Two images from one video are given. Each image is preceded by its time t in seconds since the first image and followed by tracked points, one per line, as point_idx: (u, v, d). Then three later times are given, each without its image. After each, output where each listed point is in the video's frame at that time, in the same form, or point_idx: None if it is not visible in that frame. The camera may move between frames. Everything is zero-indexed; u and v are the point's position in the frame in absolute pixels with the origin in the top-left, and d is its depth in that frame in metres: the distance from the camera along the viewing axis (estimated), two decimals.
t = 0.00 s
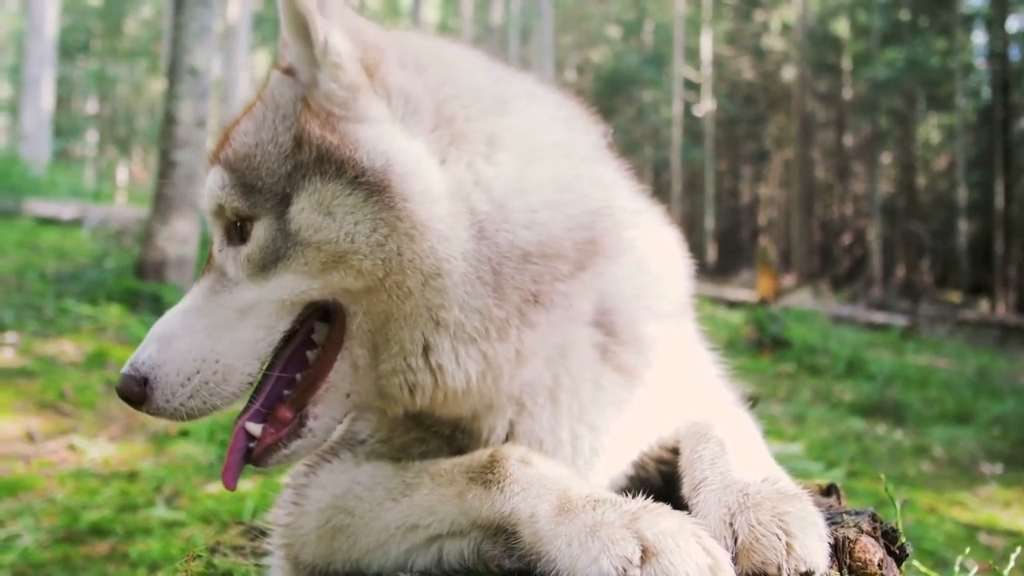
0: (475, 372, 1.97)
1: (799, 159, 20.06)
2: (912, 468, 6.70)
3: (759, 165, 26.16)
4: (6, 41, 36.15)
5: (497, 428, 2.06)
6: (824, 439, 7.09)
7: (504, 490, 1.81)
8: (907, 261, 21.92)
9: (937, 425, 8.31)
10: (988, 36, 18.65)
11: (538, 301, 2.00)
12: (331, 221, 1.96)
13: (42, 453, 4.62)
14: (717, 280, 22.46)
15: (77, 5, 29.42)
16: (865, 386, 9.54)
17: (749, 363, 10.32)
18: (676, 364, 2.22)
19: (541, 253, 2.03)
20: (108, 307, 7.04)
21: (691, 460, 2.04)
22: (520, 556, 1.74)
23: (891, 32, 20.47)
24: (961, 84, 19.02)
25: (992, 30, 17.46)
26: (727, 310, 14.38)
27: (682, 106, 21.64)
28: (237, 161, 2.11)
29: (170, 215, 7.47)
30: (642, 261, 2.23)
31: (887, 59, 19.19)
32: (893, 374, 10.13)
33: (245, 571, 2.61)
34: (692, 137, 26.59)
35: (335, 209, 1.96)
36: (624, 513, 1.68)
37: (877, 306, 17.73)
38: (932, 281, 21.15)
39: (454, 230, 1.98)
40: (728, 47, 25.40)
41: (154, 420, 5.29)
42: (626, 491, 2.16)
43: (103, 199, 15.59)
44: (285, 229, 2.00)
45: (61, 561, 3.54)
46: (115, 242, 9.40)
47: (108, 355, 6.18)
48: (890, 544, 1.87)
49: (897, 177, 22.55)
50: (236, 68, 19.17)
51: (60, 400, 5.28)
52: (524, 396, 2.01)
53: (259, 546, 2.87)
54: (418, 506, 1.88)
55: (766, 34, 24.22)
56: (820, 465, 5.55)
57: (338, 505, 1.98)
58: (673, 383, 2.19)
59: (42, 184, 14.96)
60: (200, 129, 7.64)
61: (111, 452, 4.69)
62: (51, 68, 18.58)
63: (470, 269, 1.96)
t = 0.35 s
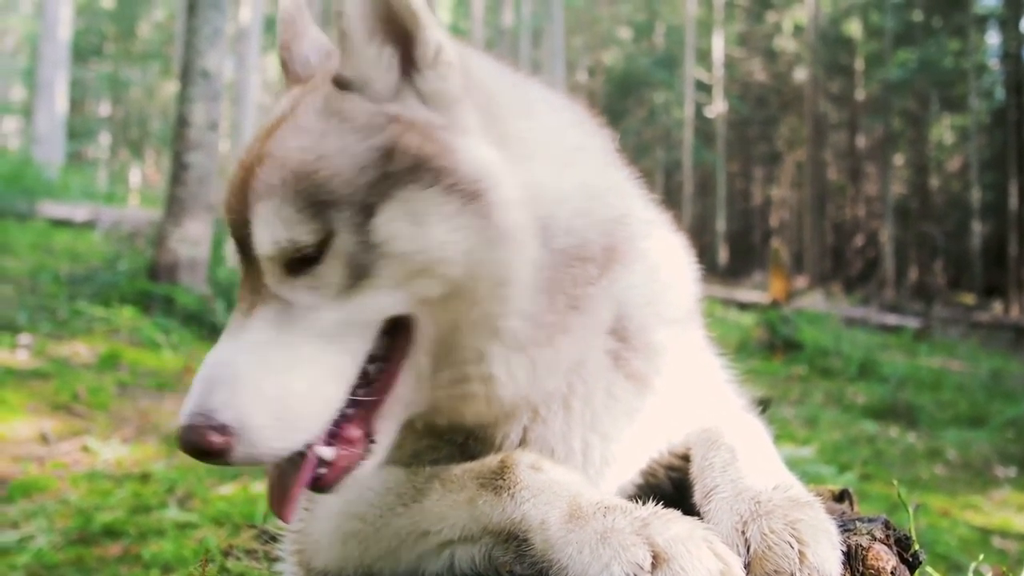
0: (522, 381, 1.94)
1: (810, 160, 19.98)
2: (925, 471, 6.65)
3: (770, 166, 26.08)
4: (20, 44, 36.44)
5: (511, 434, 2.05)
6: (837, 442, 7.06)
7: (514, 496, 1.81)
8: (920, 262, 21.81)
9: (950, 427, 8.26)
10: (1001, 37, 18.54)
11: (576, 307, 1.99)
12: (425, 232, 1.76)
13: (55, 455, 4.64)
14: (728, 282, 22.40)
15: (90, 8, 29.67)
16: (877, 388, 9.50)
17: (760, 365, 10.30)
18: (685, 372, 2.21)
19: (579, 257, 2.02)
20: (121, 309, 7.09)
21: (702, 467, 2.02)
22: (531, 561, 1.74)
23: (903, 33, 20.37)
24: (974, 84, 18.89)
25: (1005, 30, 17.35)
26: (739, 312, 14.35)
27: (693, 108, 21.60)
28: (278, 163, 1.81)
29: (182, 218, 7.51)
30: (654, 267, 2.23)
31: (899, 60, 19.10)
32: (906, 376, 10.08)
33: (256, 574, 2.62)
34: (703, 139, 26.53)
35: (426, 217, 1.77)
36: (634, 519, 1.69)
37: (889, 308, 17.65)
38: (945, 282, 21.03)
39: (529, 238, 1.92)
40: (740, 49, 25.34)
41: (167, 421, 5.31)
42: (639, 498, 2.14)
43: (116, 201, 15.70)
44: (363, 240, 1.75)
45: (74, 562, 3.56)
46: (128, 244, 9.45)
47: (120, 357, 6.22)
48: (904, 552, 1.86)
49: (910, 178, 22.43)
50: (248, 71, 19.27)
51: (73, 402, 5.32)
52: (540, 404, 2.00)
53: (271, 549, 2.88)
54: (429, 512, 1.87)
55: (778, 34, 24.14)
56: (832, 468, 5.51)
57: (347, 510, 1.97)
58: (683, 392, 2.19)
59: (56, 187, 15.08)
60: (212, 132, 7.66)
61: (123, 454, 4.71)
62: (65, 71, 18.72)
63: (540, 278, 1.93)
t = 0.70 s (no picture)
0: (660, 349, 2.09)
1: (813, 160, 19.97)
2: (930, 470, 6.65)
3: (774, 165, 26.07)
4: (24, 46, 36.50)
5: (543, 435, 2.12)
6: (841, 442, 7.05)
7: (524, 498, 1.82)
8: (924, 261, 21.78)
9: (954, 427, 8.25)
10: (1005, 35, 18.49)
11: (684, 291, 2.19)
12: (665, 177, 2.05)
13: (61, 457, 4.66)
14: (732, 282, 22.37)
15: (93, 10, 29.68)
16: (882, 388, 9.49)
17: (764, 365, 10.29)
18: (703, 364, 2.26)
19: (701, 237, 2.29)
20: (126, 311, 7.11)
21: (708, 468, 2.03)
22: (539, 562, 1.75)
23: (907, 31, 20.32)
24: (978, 82, 18.85)
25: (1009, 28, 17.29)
26: (742, 312, 14.35)
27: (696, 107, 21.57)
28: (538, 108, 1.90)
29: (187, 220, 7.53)
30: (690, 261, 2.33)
31: (903, 59, 19.06)
32: (910, 376, 10.06)
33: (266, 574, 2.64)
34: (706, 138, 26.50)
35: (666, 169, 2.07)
36: (640, 521, 1.69)
37: (894, 307, 17.66)
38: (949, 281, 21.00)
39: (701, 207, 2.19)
40: (743, 48, 25.30)
41: (172, 423, 5.32)
42: (649, 496, 2.15)
43: (120, 202, 15.76)
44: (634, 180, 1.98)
45: (81, 564, 3.57)
46: (132, 246, 9.47)
47: (125, 359, 6.24)
48: (908, 552, 1.86)
49: (914, 177, 22.38)
50: (251, 72, 19.31)
51: (78, 404, 5.34)
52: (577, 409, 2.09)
53: (278, 550, 2.89)
54: (437, 513, 1.87)
55: (781, 34, 24.13)
56: (837, 468, 5.51)
57: (358, 513, 1.98)
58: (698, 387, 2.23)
59: (60, 189, 15.12)
60: (215, 133, 7.67)
61: (129, 455, 4.72)
62: (68, 73, 18.76)
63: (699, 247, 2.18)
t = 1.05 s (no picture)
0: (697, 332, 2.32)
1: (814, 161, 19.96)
2: (930, 472, 6.65)
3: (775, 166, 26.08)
4: (27, 45, 36.55)
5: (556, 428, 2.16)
6: (842, 443, 7.05)
7: (519, 497, 1.83)
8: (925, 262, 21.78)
9: (955, 428, 8.24)
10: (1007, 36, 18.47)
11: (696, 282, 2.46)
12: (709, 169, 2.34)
13: (62, 456, 4.67)
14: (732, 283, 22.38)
15: (95, 9, 29.70)
16: (883, 389, 9.49)
17: (765, 366, 10.30)
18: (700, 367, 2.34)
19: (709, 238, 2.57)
20: (127, 311, 7.12)
21: (701, 468, 2.04)
22: (534, 562, 1.76)
23: (909, 32, 20.30)
24: (980, 83, 18.83)
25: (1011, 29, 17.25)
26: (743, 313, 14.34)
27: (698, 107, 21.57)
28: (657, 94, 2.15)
29: (188, 219, 7.54)
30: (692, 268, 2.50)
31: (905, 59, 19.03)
32: (911, 377, 10.05)
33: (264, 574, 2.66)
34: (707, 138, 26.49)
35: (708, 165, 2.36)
36: (632, 521, 1.70)
37: (895, 308, 17.66)
38: (950, 282, 21.00)
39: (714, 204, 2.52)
40: (745, 49, 25.29)
41: (173, 422, 5.34)
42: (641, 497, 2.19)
43: (121, 202, 15.78)
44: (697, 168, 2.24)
45: (81, 563, 3.59)
46: (133, 245, 9.50)
47: (127, 358, 6.25)
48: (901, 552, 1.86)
49: (916, 178, 22.36)
50: (253, 72, 19.32)
51: (80, 404, 5.35)
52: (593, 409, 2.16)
53: (277, 550, 2.91)
54: (432, 514, 1.88)
55: (783, 34, 24.13)
56: (836, 468, 5.53)
57: (355, 513, 1.99)
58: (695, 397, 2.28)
59: (62, 188, 15.14)
60: (217, 133, 7.69)
61: (130, 455, 4.73)
62: (70, 73, 18.78)
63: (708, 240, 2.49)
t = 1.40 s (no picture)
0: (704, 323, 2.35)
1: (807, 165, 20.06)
2: (922, 475, 6.69)
3: (769, 170, 26.19)
4: (20, 49, 36.47)
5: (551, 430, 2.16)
6: (834, 446, 7.08)
7: (506, 503, 1.84)
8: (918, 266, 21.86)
9: (947, 431, 8.28)
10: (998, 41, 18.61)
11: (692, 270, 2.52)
12: (714, 150, 2.47)
13: (55, 460, 4.68)
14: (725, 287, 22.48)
15: (89, 14, 29.77)
16: (875, 392, 9.53)
17: (758, 369, 10.35)
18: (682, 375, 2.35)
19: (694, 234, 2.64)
20: (121, 315, 7.11)
21: (689, 472, 2.06)
22: (523, 565, 1.77)
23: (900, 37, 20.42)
24: (971, 89, 18.95)
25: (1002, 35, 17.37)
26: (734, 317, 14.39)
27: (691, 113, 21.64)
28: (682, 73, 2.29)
29: (181, 224, 7.53)
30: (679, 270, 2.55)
31: (897, 64, 19.15)
32: (903, 380, 10.09)
33: None
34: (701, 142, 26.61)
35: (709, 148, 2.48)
36: (618, 524, 1.72)
37: (888, 312, 17.74)
38: (942, 286, 21.08)
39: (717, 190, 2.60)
40: (738, 54, 25.40)
41: (166, 426, 5.34)
42: (627, 501, 2.19)
43: (115, 207, 15.80)
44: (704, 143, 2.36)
45: (74, 567, 3.59)
46: (127, 249, 9.50)
47: (120, 363, 6.25)
48: (886, 554, 1.88)
49: (908, 182, 22.46)
50: (247, 77, 19.34)
51: (72, 408, 5.35)
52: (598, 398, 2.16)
53: (269, 554, 2.92)
54: (422, 518, 1.89)
55: (775, 40, 24.27)
56: (829, 471, 5.56)
57: (345, 517, 2.00)
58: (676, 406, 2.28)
59: (55, 193, 15.14)
60: (210, 138, 7.71)
61: (123, 459, 4.72)
62: (63, 78, 18.79)
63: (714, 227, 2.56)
